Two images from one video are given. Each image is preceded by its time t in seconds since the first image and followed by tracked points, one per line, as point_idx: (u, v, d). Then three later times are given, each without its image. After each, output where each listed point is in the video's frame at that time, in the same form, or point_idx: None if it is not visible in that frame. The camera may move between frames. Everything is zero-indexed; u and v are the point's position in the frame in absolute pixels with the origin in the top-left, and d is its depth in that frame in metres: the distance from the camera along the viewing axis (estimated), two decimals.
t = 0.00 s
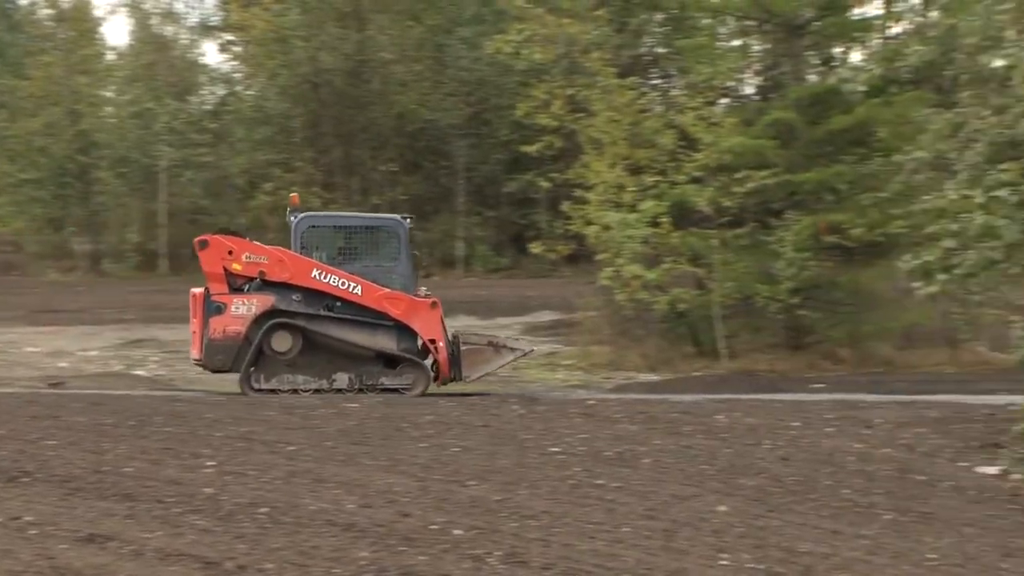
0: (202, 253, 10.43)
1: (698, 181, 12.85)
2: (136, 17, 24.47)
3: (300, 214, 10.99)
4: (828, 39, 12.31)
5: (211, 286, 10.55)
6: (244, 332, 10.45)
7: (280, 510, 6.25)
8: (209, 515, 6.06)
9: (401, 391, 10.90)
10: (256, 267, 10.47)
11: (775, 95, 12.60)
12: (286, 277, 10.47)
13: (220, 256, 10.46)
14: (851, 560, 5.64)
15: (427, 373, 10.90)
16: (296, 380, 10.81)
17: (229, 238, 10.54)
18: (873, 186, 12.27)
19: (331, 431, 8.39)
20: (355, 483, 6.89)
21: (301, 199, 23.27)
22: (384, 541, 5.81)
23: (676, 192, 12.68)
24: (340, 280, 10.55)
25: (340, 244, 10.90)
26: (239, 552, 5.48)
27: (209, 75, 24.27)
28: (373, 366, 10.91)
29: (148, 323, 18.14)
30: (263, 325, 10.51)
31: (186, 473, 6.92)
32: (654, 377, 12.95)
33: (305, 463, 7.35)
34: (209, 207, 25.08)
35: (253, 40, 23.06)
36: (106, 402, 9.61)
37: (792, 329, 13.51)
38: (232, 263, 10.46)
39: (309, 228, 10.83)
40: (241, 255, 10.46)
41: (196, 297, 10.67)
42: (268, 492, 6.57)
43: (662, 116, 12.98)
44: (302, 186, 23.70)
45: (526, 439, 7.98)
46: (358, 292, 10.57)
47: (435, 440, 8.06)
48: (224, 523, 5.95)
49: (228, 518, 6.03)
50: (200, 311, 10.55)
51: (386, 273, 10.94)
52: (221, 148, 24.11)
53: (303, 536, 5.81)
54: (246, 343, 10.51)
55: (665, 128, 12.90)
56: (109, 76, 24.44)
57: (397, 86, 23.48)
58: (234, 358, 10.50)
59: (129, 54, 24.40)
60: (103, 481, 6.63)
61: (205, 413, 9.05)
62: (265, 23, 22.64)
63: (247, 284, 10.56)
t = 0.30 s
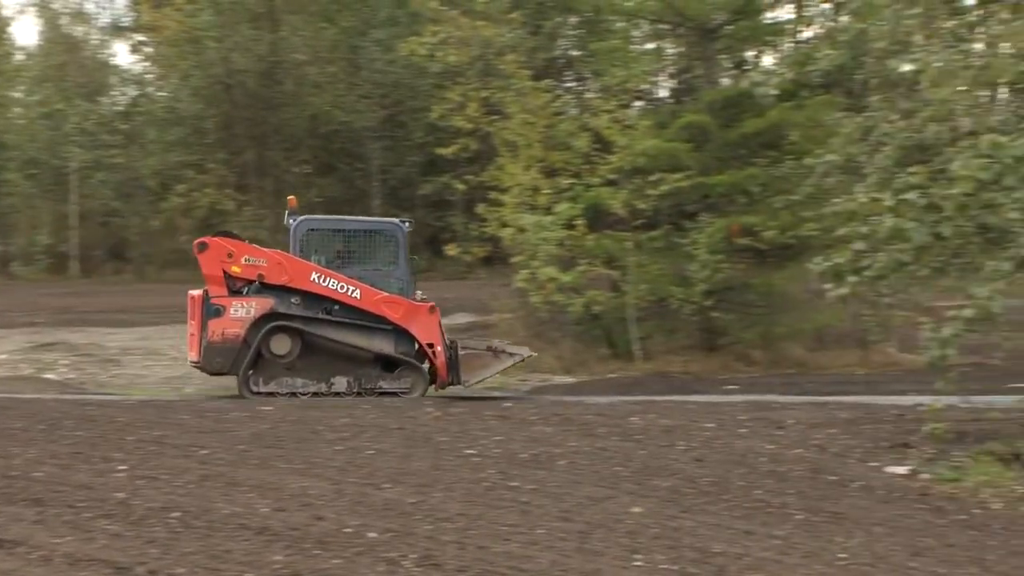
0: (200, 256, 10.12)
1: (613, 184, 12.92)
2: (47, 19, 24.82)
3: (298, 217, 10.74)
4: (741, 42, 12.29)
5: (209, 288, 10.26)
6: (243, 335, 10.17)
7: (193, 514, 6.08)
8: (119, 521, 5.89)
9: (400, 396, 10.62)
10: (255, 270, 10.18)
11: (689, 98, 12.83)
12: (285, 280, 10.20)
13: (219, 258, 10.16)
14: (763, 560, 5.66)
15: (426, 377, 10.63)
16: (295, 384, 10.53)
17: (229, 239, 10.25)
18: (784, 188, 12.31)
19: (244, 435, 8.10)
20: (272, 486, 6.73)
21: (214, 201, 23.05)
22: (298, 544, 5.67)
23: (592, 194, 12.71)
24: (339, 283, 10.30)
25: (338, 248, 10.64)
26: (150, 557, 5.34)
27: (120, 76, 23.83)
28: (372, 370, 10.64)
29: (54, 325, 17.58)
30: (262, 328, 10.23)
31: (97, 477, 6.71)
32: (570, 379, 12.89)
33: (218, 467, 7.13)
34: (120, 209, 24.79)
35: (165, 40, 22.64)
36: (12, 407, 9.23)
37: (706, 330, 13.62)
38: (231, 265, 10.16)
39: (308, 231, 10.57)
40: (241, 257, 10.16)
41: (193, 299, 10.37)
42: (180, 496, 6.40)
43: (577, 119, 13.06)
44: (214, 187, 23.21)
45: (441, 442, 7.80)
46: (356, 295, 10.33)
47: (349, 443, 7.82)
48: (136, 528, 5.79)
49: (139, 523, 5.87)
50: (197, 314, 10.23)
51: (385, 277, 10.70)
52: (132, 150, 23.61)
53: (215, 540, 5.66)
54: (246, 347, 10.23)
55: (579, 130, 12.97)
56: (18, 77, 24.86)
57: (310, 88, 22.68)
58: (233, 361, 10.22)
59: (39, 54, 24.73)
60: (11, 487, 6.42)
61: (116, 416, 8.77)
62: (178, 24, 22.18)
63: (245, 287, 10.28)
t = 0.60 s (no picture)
0: (204, 261, 9.77)
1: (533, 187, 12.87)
2: None
3: (299, 221, 10.47)
4: (659, 47, 12.59)
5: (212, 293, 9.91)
6: (247, 340, 9.84)
7: (111, 520, 5.95)
8: (34, 526, 5.76)
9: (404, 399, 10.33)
10: (258, 274, 9.86)
11: (608, 102, 12.96)
12: (289, 284, 9.90)
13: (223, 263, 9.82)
14: (683, 562, 5.66)
15: (431, 380, 10.34)
16: (299, 388, 10.21)
17: (232, 245, 9.91)
18: (704, 193, 12.45)
19: (162, 440, 7.76)
20: (193, 492, 6.56)
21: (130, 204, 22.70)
22: (217, 550, 5.55)
23: (513, 197, 12.62)
24: (342, 287, 10.02)
25: (340, 251, 10.39)
26: (65, 564, 5.23)
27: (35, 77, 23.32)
28: (377, 373, 10.33)
29: None
30: (266, 333, 9.91)
31: (11, 483, 6.51)
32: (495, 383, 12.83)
33: (137, 473, 6.91)
34: (35, 211, 24.40)
35: (80, 42, 21.86)
36: None
37: (626, 333, 13.69)
38: (235, 270, 9.83)
39: (310, 235, 10.31)
40: (244, 262, 9.83)
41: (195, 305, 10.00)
42: (97, 501, 6.24)
43: (498, 123, 12.92)
44: (131, 191, 22.78)
45: (362, 445, 7.57)
46: (358, 299, 10.05)
47: (269, 447, 7.52)
48: (50, 534, 5.66)
49: (54, 529, 5.74)
50: (200, 319, 9.88)
51: (387, 280, 10.45)
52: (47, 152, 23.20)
53: (132, 546, 5.55)
54: (250, 352, 9.90)
55: (500, 134, 12.83)
56: None
57: (229, 90, 21.63)
58: (237, 366, 9.87)
59: None
60: None
61: (32, 422, 8.49)
62: (93, 25, 21.40)
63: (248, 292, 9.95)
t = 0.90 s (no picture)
0: (227, 266, 9.63)
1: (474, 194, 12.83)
2: None
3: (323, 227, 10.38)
4: (599, 53, 12.66)
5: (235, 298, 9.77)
6: (271, 345, 9.70)
7: (48, 527, 5.87)
8: None
9: (427, 405, 10.19)
10: (282, 279, 9.72)
11: (547, 108, 12.93)
12: (312, 290, 9.76)
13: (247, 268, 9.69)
14: (625, 567, 5.65)
15: (454, 386, 10.22)
16: (323, 393, 10.05)
17: (256, 249, 9.77)
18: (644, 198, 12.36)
19: (99, 446, 7.59)
20: (131, 498, 6.45)
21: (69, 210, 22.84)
22: (156, 557, 5.53)
23: (453, 204, 12.52)
24: (366, 293, 9.87)
25: (364, 257, 10.26)
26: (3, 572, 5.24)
27: None
28: (400, 379, 10.20)
29: None
30: (290, 338, 9.78)
31: None
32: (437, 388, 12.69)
33: (72, 479, 6.76)
34: None
35: (15, 46, 21.59)
36: None
37: (568, 339, 13.73)
38: (259, 275, 9.69)
39: (333, 241, 10.20)
40: (268, 267, 9.69)
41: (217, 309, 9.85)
42: (34, 509, 6.14)
43: (438, 128, 13.05)
44: (69, 196, 22.90)
45: (303, 451, 7.44)
46: (382, 305, 9.90)
47: (210, 453, 7.39)
48: None
49: None
50: (224, 323, 9.74)
51: (410, 287, 10.29)
52: None
53: (68, 555, 5.49)
54: (274, 357, 9.76)
55: (441, 139, 12.99)
56: None
57: (167, 95, 21.93)
58: (261, 371, 9.73)
59: None
60: None
61: None
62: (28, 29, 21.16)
63: (271, 297, 9.82)
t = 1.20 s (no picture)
0: (263, 269, 9.50)
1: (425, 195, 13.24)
2: None
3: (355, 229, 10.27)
4: (550, 56, 12.34)
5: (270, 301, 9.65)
6: (307, 348, 9.61)
7: None
8: None
9: (460, 408, 10.17)
10: (318, 282, 9.60)
11: (498, 110, 12.68)
12: (347, 293, 9.66)
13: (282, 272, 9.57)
14: (577, 569, 5.66)
15: (487, 389, 10.22)
16: (358, 396, 9.99)
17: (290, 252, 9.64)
18: (596, 200, 12.05)
19: (47, 450, 7.50)
20: (79, 502, 6.38)
21: (16, 212, 22.84)
22: (105, 561, 5.47)
23: (405, 206, 12.72)
24: (400, 296, 9.81)
25: (397, 260, 10.18)
26: None
27: None
28: (434, 382, 10.16)
29: None
30: (326, 341, 9.69)
31: None
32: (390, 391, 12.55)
33: (17, 483, 6.67)
34: None
35: None
36: None
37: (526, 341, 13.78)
38: (294, 278, 9.54)
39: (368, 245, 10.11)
40: (304, 270, 9.57)
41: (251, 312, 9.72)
42: None
43: (389, 131, 14.27)
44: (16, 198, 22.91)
45: (254, 454, 7.40)
46: (417, 309, 9.85)
47: (160, 456, 7.33)
48: None
49: None
50: (259, 326, 9.62)
51: (442, 290, 10.27)
52: None
53: (16, 559, 5.43)
54: (309, 360, 9.67)
55: (391, 141, 14.19)
56: None
57: (116, 96, 22.60)
58: (296, 374, 9.64)
59: None
60: None
61: None
62: None
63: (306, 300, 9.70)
